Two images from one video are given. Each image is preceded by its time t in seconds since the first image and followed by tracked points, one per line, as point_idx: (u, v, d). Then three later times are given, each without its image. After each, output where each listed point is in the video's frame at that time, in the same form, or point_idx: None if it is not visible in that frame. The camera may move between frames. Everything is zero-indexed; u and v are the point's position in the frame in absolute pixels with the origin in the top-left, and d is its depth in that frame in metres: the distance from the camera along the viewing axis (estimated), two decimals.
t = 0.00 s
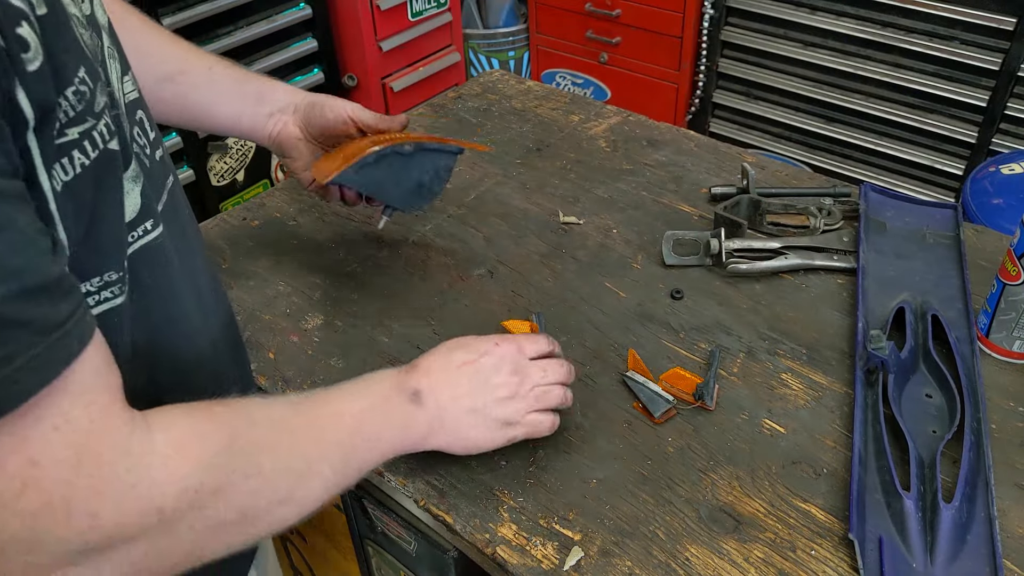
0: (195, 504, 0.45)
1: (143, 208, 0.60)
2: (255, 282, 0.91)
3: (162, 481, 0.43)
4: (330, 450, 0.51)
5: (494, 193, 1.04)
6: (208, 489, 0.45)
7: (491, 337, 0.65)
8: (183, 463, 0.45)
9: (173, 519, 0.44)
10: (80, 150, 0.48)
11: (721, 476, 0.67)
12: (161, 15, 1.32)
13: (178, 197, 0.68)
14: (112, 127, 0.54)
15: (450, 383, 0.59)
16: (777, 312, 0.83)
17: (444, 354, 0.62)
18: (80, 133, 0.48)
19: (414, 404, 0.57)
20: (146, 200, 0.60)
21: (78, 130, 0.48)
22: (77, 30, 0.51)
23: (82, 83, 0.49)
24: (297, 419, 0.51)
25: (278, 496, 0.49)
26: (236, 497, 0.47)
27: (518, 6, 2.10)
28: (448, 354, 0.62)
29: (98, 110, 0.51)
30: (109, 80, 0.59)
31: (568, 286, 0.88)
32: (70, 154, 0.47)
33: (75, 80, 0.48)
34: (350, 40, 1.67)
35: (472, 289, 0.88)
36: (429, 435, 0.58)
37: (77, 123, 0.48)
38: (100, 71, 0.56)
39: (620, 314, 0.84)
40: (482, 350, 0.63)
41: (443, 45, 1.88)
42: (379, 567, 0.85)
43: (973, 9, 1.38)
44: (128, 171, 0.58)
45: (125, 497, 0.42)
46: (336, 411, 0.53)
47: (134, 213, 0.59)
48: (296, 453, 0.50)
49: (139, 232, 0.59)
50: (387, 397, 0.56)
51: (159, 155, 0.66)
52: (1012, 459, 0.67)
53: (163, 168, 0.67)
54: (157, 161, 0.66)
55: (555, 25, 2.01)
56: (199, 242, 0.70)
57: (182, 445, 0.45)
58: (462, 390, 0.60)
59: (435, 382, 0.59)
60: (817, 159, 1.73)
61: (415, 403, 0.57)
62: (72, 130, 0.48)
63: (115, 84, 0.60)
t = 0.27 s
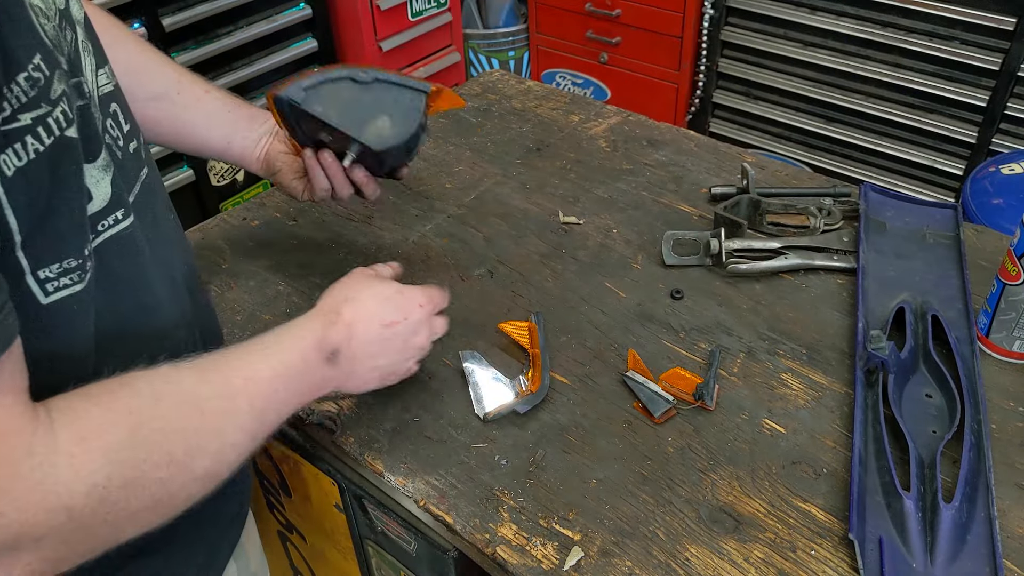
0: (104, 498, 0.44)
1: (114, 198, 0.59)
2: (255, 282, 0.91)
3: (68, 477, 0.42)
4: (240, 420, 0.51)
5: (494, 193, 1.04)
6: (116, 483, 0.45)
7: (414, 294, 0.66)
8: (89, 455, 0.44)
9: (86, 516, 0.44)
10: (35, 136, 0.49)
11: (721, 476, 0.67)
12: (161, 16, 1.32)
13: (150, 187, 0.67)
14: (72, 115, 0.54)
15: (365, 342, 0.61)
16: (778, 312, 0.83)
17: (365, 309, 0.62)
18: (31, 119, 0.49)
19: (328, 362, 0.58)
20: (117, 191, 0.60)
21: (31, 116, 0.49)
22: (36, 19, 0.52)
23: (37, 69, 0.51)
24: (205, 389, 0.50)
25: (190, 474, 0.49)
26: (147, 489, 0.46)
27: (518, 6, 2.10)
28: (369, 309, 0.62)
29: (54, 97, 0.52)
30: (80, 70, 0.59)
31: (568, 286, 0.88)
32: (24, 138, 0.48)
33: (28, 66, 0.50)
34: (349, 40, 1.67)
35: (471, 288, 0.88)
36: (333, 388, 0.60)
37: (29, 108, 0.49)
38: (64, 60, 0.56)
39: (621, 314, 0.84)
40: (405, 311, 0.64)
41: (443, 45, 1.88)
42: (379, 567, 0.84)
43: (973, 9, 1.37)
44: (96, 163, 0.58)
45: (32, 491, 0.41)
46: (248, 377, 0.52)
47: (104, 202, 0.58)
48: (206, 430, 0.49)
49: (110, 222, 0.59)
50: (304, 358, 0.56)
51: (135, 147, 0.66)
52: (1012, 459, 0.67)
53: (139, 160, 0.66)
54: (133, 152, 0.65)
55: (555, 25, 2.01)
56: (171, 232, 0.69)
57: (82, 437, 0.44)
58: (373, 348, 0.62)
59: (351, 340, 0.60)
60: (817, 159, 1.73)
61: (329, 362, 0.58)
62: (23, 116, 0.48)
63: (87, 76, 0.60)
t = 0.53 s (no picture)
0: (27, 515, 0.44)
1: (89, 202, 0.59)
2: (255, 282, 0.91)
3: None
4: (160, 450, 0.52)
5: (494, 193, 1.04)
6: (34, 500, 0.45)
7: (344, 337, 0.71)
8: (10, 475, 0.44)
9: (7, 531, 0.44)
10: None
11: (721, 476, 0.67)
12: (162, 16, 1.32)
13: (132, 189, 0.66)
14: (40, 119, 0.54)
15: (292, 382, 0.65)
16: (778, 312, 0.83)
17: (296, 348, 0.67)
18: None
19: (256, 399, 0.62)
20: (92, 194, 0.60)
21: None
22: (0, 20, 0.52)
23: None
24: (127, 418, 0.51)
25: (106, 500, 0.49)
26: (55, 519, 0.46)
27: (518, 6, 2.10)
28: (300, 349, 0.67)
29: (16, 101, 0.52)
30: (58, 74, 0.59)
31: (568, 286, 0.88)
32: None
33: None
34: (349, 40, 1.67)
35: (472, 289, 0.88)
36: (255, 425, 0.63)
37: None
38: (37, 63, 0.56)
39: (621, 314, 0.84)
40: (336, 354, 0.69)
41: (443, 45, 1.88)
42: (379, 567, 0.84)
43: (973, 9, 1.38)
44: (70, 165, 0.58)
45: None
46: (172, 410, 0.54)
47: (78, 205, 0.58)
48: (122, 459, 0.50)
49: (85, 224, 0.58)
50: (232, 393, 0.59)
51: (117, 151, 0.65)
52: (1012, 459, 0.67)
53: (121, 164, 0.65)
54: (115, 156, 0.65)
55: (555, 25, 2.01)
56: (156, 238, 0.68)
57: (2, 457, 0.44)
58: (299, 388, 0.66)
59: (279, 378, 0.64)
60: (817, 158, 1.73)
61: (256, 399, 0.62)
62: None
63: (66, 78, 0.60)
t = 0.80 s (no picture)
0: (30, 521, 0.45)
1: (81, 205, 0.59)
2: (255, 283, 0.91)
3: None
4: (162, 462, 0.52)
5: (494, 193, 1.04)
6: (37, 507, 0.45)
7: (348, 354, 0.71)
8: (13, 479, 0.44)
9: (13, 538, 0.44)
10: None
11: (721, 476, 0.67)
12: (163, 17, 1.32)
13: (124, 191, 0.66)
14: (30, 123, 0.54)
15: (297, 396, 0.66)
16: (778, 312, 0.83)
17: (301, 364, 0.67)
18: None
19: (260, 414, 0.62)
20: (84, 197, 0.60)
21: None
22: None
23: None
24: (129, 430, 0.51)
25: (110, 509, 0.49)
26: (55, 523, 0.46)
27: (518, 6, 2.10)
28: (305, 365, 0.68)
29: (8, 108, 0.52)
30: (48, 78, 0.59)
31: (568, 286, 0.88)
32: None
33: None
34: (350, 40, 1.67)
35: (472, 288, 0.88)
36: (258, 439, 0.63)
37: None
38: (27, 67, 0.56)
39: (621, 314, 0.84)
40: (339, 371, 0.70)
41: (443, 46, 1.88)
42: (378, 567, 0.84)
43: (972, 9, 1.38)
44: (63, 169, 0.58)
45: None
46: (174, 422, 0.54)
47: (70, 209, 0.58)
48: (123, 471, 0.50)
49: (77, 228, 0.58)
50: (235, 406, 0.59)
51: (107, 154, 0.65)
52: (1012, 459, 0.67)
53: (111, 166, 0.65)
54: (106, 158, 0.65)
55: (555, 25, 2.01)
56: (146, 238, 0.68)
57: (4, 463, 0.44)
58: (303, 404, 0.66)
59: (284, 393, 0.64)
60: (817, 159, 1.73)
61: (260, 413, 0.62)
62: None
63: (58, 82, 0.60)
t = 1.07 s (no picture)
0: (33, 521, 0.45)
1: (80, 209, 0.59)
2: (256, 283, 0.91)
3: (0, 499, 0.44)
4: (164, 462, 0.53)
5: (495, 193, 1.04)
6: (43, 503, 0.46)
7: (344, 350, 0.72)
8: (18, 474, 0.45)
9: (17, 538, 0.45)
10: None
11: (721, 476, 0.67)
12: (163, 16, 1.31)
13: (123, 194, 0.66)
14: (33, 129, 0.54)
15: (294, 392, 0.66)
16: (778, 312, 0.83)
17: (297, 360, 0.68)
18: None
19: (257, 411, 0.62)
20: (83, 201, 0.60)
21: None
22: None
23: None
24: (130, 429, 0.52)
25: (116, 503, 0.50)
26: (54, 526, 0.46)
27: (518, 6, 2.10)
28: (301, 361, 0.68)
29: (11, 114, 0.52)
30: (49, 82, 0.59)
31: (568, 286, 0.88)
32: None
33: None
34: (350, 40, 1.67)
35: (472, 288, 0.88)
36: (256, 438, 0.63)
37: None
38: (28, 73, 0.56)
39: (621, 314, 0.84)
40: (335, 366, 0.70)
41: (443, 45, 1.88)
42: (379, 567, 0.84)
43: (972, 9, 1.38)
44: (61, 174, 0.58)
45: None
46: (173, 421, 0.55)
47: (69, 213, 0.58)
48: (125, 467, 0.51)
49: (76, 232, 0.59)
50: (232, 405, 0.60)
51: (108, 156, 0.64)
52: (1012, 459, 0.67)
53: (112, 168, 0.65)
54: (107, 161, 0.64)
55: (555, 25, 2.01)
56: (146, 238, 0.68)
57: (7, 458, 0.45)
58: (300, 401, 0.66)
59: (280, 389, 0.65)
60: (817, 158, 1.73)
61: (257, 409, 0.62)
62: None
63: (58, 85, 0.60)
